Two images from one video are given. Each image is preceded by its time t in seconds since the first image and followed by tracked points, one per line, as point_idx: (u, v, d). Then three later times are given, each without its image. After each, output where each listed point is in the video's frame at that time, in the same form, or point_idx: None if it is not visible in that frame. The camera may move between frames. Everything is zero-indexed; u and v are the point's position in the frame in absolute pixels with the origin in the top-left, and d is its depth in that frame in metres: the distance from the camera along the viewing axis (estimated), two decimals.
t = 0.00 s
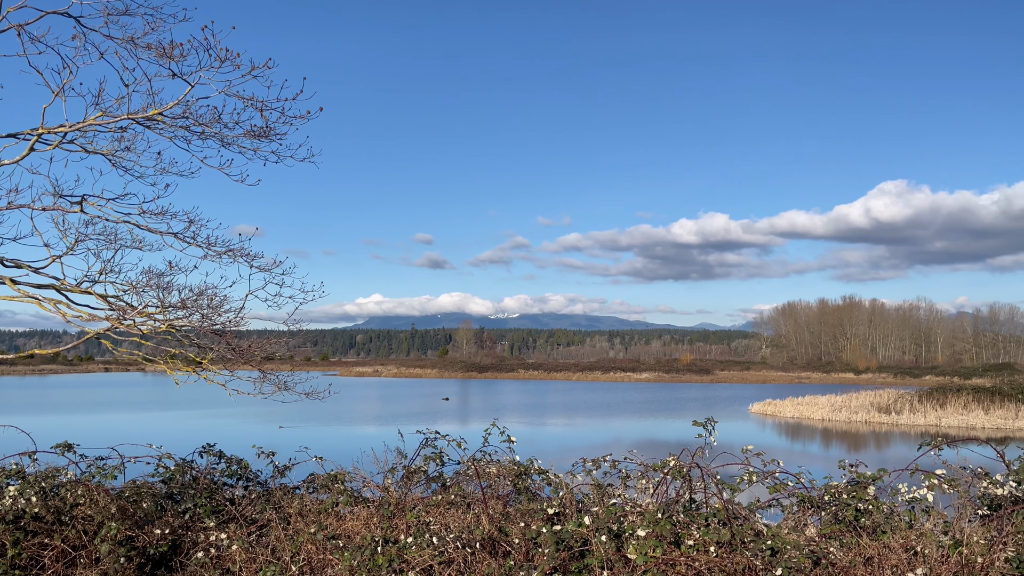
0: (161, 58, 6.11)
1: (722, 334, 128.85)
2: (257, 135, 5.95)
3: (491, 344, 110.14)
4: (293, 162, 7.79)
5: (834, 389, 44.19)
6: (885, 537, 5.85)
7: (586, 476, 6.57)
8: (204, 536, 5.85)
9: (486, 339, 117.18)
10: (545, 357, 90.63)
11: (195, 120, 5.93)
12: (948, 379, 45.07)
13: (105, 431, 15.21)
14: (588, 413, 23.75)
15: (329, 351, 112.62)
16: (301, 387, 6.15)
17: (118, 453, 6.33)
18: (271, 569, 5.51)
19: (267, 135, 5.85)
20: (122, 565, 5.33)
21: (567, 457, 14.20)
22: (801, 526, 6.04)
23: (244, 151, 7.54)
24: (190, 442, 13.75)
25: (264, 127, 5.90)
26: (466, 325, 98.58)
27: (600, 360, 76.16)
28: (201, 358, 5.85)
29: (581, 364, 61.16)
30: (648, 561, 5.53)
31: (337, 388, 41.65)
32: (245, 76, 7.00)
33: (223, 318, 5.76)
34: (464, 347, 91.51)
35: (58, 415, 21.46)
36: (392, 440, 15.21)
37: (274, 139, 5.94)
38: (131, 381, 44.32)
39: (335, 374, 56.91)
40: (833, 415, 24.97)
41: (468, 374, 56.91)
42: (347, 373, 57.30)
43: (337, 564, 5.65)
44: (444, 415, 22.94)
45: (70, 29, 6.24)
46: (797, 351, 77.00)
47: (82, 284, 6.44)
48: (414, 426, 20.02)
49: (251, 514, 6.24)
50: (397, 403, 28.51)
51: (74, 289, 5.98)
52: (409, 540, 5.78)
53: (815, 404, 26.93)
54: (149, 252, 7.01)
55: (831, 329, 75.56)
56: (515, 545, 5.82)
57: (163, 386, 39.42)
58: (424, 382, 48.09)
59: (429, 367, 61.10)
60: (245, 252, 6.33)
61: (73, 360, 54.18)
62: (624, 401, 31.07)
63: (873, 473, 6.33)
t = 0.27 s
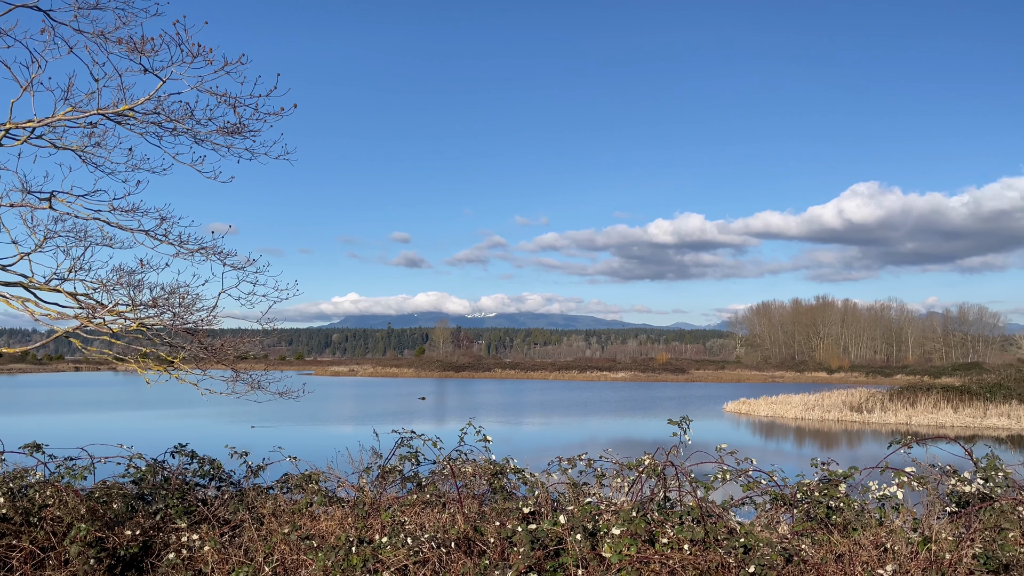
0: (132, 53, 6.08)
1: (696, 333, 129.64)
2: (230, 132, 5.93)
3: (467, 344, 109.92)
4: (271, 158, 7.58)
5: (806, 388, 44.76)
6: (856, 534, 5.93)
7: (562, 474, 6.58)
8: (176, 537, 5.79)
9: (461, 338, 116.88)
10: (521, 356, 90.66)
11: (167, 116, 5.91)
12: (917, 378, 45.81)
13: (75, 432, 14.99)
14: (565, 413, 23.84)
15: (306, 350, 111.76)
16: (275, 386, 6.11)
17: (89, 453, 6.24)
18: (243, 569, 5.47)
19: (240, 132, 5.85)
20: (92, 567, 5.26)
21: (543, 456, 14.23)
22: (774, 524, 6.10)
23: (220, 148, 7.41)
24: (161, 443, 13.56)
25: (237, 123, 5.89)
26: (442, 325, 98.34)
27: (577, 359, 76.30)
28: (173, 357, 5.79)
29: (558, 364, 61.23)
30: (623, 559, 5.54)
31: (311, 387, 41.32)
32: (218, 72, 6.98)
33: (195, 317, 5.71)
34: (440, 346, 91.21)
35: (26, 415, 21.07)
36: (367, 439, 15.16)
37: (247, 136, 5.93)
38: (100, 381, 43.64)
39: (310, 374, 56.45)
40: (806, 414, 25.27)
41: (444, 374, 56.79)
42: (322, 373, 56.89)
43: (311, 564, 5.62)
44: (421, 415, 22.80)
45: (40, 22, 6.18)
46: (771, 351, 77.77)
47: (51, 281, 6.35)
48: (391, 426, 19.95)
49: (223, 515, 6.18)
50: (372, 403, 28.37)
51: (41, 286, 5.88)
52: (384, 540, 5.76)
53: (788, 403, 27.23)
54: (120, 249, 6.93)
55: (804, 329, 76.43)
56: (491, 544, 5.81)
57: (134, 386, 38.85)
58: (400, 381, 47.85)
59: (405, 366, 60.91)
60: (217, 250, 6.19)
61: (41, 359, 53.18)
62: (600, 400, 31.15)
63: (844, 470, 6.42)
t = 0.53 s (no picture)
0: (99, 48, 6.03)
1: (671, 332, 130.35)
2: (198, 128, 5.90)
3: (442, 342, 109.50)
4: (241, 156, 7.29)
5: (777, 387, 45.18)
6: (824, 530, 6.01)
7: (535, 473, 6.60)
8: (144, 538, 5.71)
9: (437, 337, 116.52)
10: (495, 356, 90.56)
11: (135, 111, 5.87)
12: (884, 377, 46.54)
13: (40, 432, 14.71)
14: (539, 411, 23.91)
15: (279, 348, 110.63)
16: (245, 386, 6.05)
17: (54, 454, 6.14)
18: (212, 570, 5.41)
19: (208, 128, 5.82)
20: (57, 570, 5.17)
21: (517, 455, 14.25)
22: (744, 521, 6.15)
23: (190, 144, 7.22)
24: (128, 443, 13.37)
25: (206, 119, 5.86)
26: (416, 323, 97.99)
27: (551, 357, 76.38)
28: (140, 356, 5.71)
29: (532, 363, 61.26)
30: (595, 558, 5.56)
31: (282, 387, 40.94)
32: (187, 68, 6.94)
33: (163, 315, 5.64)
34: (414, 345, 90.89)
35: None
36: (340, 439, 15.09)
37: (216, 132, 5.91)
38: (64, 380, 42.77)
39: (281, 373, 55.88)
40: (777, 412, 25.56)
41: (418, 373, 56.62)
42: (294, 372, 56.39)
43: (281, 565, 5.57)
44: (395, 414, 22.70)
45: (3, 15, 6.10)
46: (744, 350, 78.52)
47: (15, 279, 6.24)
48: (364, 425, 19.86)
49: (192, 515, 6.11)
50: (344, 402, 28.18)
51: (3, 283, 5.75)
52: (356, 540, 5.72)
53: (760, 401, 27.54)
54: (86, 246, 6.82)
55: (776, 328, 77.20)
56: (463, 544, 5.80)
57: (102, 385, 38.20)
58: (373, 380, 47.57)
59: (379, 365, 60.62)
60: (186, 247, 6.04)
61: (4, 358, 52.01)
62: (574, 398, 31.23)
63: (812, 468, 6.50)
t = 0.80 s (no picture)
0: (66, 42, 5.96)
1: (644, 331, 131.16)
2: (167, 124, 5.87)
3: (417, 341, 109.14)
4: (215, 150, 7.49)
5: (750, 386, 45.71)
6: (794, 528, 6.07)
7: (509, 472, 6.60)
8: (111, 540, 5.62)
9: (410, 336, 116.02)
10: (470, 355, 90.45)
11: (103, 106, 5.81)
12: (853, 376, 47.33)
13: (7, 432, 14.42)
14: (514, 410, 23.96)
15: (252, 348, 109.47)
16: (216, 385, 6.00)
17: (19, 454, 6.03)
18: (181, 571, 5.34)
19: (178, 124, 5.79)
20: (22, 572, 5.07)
21: (491, 454, 14.28)
22: (716, 519, 6.20)
23: (159, 140, 7.16)
24: (94, 444, 13.17)
25: (175, 116, 5.83)
26: (390, 323, 97.52)
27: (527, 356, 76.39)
28: (107, 355, 5.63)
29: (507, 362, 61.22)
30: (567, 556, 5.56)
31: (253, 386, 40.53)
32: (156, 62, 6.89)
33: (131, 314, 5.57)
34: (389, 345, 90.45)
35: None
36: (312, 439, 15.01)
37: (185, 128, 5.88)
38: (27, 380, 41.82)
39: (253, 372, 55.27)
40: (749, 410, 25.83)
41: (392, 372, 56.47)
42: (265, 372, 55.88)
43: (252, 566, 5.52)
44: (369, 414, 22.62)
45: None
46: (717, 349, 79.25)
47: None
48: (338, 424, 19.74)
49: (161, 516, 6.04)
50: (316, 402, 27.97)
51: None
52: (328, 540, 5.68)
53: (732, 400, 27.84)
54: (53, 243, 6.71)
55: (748, 326, 77.92)
56: (436, 544, 5.77)
57: (69, 384, 37.53)
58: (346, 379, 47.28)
59: (353, 364, 60.27)
60: (154, 245, 5.93)
61: None
62: (549, 397, 31.30)
63: (783, 466, 6.56)
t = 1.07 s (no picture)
0: (31, 35, 5.86)
1: (617, 331, 131.71)
2: (135, 120, 5.81)
3: (392, 341, 108.61)
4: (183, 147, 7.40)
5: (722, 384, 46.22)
6: (764, 525, 6.13)
7: (482, 471, 6.59)
8: (78, 542, 5.53)
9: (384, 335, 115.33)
10: (445, 354, 90.18)
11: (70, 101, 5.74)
12: (822, 375, 48.00)
13: None
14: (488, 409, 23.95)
15: (224, 347, 108.14)
16: (185, 384, 5.93)
17: None
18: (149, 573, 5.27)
19: (146, 120, 5.74)
20: None
21: (466, 453, 14.27)
22: (687, 517, 6.24)
23: (127, 135, 7.08)
24: (59, 444, 12.95)
25: (143, 111, 5.78)
26: (364, 322, 96.87)
27: (501, 356, 76.29)
28: (73, 354, 5.54)
29: (482, 361, 61.14)
30: (539, 555, 5.54)
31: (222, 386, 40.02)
32: (123, 56, 6.81)
33: (98, 312, 5.49)
34: (363, 345, 89.86)
35: None
36: (284, 439, 14.88)
37: (154, 124, 5.83)
38: None
39: (224, 372, 54.59)
40: (721, 408, 26.05)
41: (365, 371, 56.12)
42: (236, 371, 55.23)
43: (222, 567, 5.46)
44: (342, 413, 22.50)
45: None
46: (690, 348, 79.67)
47: None
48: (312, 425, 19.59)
49: (129, 518, 5.96)
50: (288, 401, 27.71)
51: None
52: (299, 540, 5.63)
53: (705, 398, 28.11)
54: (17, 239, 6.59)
55: (721, 326, 78.45)
56: (409, 544, 5.74)
57: (30, 385, 36.68)
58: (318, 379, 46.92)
59: (325, 364, 59.79)
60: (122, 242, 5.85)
61: None
62: (524, 397, 31.36)
63: (754, 464, 6.62)
